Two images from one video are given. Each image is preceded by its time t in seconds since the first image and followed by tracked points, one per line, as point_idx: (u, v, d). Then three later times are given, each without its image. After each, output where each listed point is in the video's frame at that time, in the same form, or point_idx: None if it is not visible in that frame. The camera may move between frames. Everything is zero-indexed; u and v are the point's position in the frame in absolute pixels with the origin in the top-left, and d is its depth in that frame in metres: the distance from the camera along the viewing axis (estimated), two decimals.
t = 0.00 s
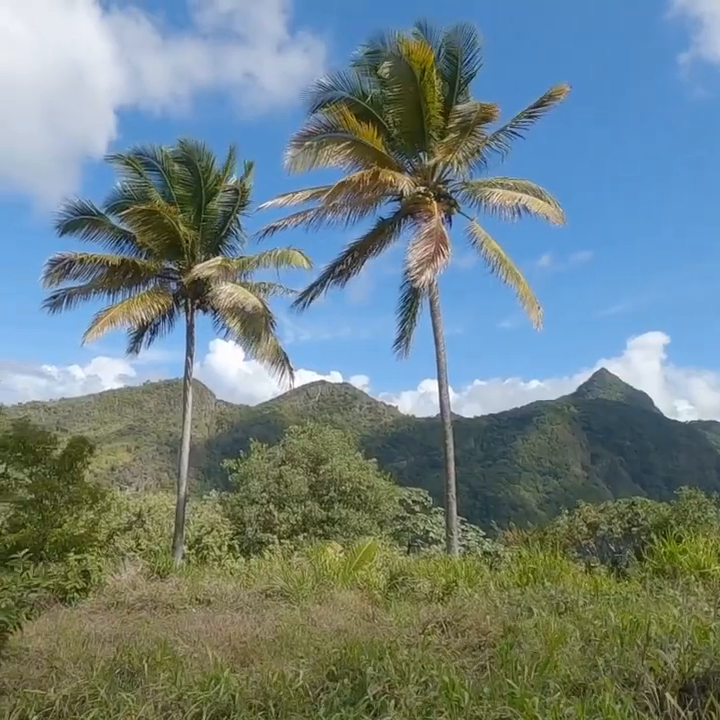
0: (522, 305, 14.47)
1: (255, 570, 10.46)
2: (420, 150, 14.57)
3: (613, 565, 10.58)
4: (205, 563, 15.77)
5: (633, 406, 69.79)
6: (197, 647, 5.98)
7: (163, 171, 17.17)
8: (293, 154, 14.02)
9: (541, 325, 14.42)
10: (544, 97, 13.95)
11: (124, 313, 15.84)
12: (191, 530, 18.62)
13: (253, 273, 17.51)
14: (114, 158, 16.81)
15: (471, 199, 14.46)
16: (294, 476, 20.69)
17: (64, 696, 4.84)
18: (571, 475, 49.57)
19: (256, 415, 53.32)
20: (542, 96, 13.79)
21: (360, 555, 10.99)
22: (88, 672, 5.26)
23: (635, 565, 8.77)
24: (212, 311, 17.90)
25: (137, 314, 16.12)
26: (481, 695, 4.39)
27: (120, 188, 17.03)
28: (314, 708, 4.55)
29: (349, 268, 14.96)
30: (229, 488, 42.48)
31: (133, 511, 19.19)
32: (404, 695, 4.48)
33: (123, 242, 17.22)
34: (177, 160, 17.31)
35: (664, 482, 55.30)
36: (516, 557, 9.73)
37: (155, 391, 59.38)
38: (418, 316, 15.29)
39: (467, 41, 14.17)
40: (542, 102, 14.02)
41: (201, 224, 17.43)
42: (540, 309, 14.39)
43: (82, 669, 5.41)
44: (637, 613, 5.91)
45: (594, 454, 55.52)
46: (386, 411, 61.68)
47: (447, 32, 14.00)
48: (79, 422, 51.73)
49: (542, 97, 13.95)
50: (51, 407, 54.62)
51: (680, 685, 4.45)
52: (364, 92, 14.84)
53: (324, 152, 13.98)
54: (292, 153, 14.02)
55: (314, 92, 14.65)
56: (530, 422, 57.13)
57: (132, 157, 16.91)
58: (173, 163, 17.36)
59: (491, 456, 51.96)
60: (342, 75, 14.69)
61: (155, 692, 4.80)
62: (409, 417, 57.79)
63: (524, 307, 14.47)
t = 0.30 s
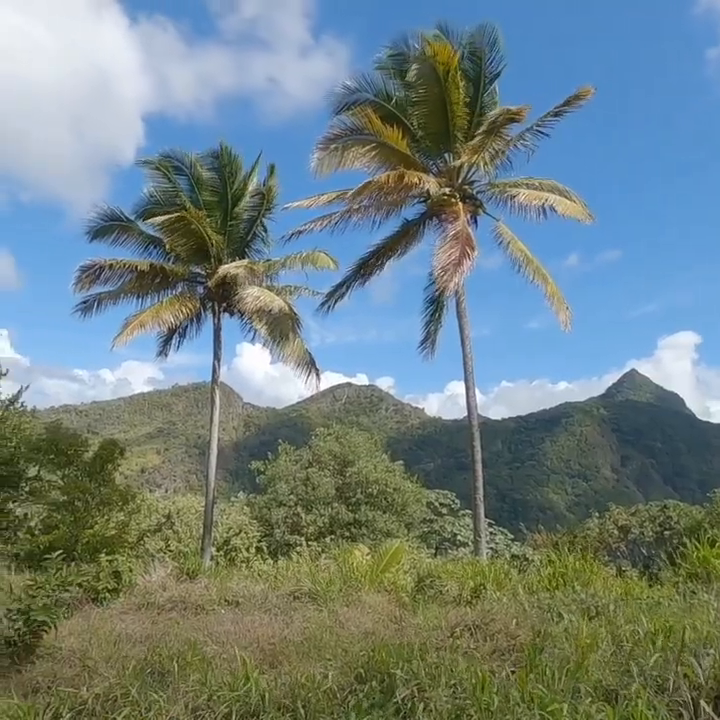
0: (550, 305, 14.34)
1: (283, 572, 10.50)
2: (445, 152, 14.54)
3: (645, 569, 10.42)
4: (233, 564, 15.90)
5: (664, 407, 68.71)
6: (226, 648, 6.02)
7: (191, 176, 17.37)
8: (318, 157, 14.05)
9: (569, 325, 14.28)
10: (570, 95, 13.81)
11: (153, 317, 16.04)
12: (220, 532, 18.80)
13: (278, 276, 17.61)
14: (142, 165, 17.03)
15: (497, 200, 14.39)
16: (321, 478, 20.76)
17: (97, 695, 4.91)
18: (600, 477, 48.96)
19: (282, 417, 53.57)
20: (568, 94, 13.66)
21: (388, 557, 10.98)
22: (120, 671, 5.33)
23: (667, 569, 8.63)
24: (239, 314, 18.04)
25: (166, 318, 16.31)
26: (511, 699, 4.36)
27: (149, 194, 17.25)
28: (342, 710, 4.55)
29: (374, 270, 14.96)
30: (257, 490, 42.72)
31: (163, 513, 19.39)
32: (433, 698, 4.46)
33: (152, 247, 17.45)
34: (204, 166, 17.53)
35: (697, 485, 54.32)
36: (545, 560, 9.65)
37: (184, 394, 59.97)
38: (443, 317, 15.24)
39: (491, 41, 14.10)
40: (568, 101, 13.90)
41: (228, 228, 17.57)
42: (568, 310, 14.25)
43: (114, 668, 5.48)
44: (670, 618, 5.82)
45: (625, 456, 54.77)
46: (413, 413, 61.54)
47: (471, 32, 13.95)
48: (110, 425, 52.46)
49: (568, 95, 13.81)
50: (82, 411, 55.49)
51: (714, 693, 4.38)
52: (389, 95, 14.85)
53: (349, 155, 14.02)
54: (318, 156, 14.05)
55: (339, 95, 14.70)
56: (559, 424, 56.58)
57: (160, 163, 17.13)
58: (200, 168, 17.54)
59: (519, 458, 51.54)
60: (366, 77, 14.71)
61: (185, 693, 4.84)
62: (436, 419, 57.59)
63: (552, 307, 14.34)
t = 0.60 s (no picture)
0: (566, 308, 14.25)
1: (299, 575, 10.52)
2: (459, 154, 14.51)
3: (664, 574, 10.31)
4: (249, 567, 15.95)
5: (683, 410, 68.02)
6: (243, 650, 6.04)
7: (207, 180, 17.46)
8: (333, 158, 14.07)
9: (585, 328, 14.18)
10: (584, 94, 13.74)
11: (170, 321, 16.14)
12: (236, 534, 18.89)
13: (294, 279, 17.66)
14: (160, 169, 17.18)
15: (512, 202, 14.35)
16: (336, 481, 20.78)
17: (115, 695, 4.94)
18: (618, 481, 48.54)
19: (298, 420, 53.66)
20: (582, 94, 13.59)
21: (404, 560, 10.96)
22: (138, 673, 5.36)
23: (687, 574, 8.53)
24: (254, 317, 18.11)
25: (182, 321, 16.42)
26: (529, 705, 4.32)
27: (166, 198, 17.38)
28: (359, 714, 4.55)
29: (389, 271, 14.94)
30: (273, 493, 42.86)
31: (180, 515, 19.49)
32: (450, 702, 4.44)
33: (169, 251, 17.58)
34: (221, 171, 17.61)
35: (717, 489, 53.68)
36: (563, 564, 9.59)
37: (200, 397, 60.27)
38: (459, 319, 15.20)
39: (504, 43, 14.07)
40: (584, 101, 13.82)
41: (244, 232, 17.65)
42: (585, 313, 14.16)
43: (132, 669, 5.52)
44: (691, 624, 5.75)
45: (643, 459, 54.27)
46: (428, 416, 61.42)
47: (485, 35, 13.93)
48: (127, 428, 52.83)
49: (583, 95, 13.74)
50: (100, 414, 55.95)
51: None
52: (403, 98, 14.85)
53: (365, 157, 14.05)
54: (333, 158, 14.08)
55: (354, 99, 14.73)
56: (576, 427, 56.20)
57: (177, 167, 17.24)
58: (217, 173, 17.63)
59: (536, 461, 51.27)
60: (381, 81, 14.74)
61: (202, 694, 4.86)
62: (452, 422, 57.42)
63: (568, 310, 14.25)
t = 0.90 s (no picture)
0: (568, 312, 14.25)
1: (301, 578, 10.52)
2: (461, 157, 14.52)
3: (666, 577, 10.30)
4: (250, 569, 15.93)
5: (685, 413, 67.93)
6: (244, 653, 6.04)
7: (210, 183, 17.48)
8: (335, 161, 14.11)
9: (587, 331, 14.17)
10: (586, 97, 13.74)
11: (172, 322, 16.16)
12: (237, 537, 18.89)
13: (296, 281, 17.67)
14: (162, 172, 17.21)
15: (514, 205, 14.35)
16: (338, 484, 20.76)
17: (115, 698, 4.93)
18: (620, 484, 48.46)
19: (300, 423, 53.66)
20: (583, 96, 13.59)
21: (405, 563, 10.95)
22: (139, 675, 5.36)
23: (690, 578, 8.49)
24: (256, 319, 18.12)
25: (184, 323, 16.43)
26: (531, 710, 4.30)
27: (168, 200, 17.41)
28: (359, 717, 4.55)
29: (391, 274, 14.94)
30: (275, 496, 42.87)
31: (181, 517, 19.48)
32: (452, 707, 4.42)
33: (171, 253, 17.60)
34: (223, 174, 17.61)
35: None
36: (565, 567, 9.57)
37: (202, 399, 60.33)
38: (461, 322, 15.19)
39: (506, 46, 14.09)
40: (585, 104, 13.83)
41: (245, 234, 17.67)
42: (587, 316, 14.14)
43: (133, 671, 5.52)
44: (694, 628, 5.73)
45: (645, 463, 54.19)
46: (430, 419, 61.41)
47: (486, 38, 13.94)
48: (129, 430, 52.87)
49: (585, 97, 13.74)
50: (102, 416, 56.02)
51: None
52: (405, 101, 14.88)
53: (366, 160, 14.06)
54: (335, 161, 14.11)
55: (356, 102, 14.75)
56: (578, 430, 56.14)
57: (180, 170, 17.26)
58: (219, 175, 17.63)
59: (538, 465, 51.21)
60: (383, 84, 14.76)
61: (204, 697, 4.86)
62: (453, 425, 57.38)
63: (570, 313, 14.24)
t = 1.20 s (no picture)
0: (559, 314, 14.30)
1: (291, 579, 10.51)
2: (453, 159, 14.55)
3: (655, 578, 10.34)
4: (240, 571, 15.89)
5: (674, 416, 68.33)
6: (233, 655, 6.02)
7: (201, 183, 17.43)
8: (328, 164, 14.13)
9: (578, 334, 14.23)
10: (577, 100, 13.81)
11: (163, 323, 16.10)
12: (228, 539, 18.83)
13: (287, 283, 17.65)
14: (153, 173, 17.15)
15: (505, 207, 14.40)
16: (329, 485, 20.72)
17: (103, 701, 4.90)
18: (610, 486, 48.65)
19: (291, 424, 53.59)
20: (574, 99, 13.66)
21: (396, 565, 10.95)
22: (128, 678, 5.34)
23: (679, 579, 8.53)
24: (247, 321, 18.08)
25: (175, 323, 16.38)
26: (519, 712, 4.31)
27: (159, 201, 17.34)
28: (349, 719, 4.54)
29: (383, 276, 14.95)
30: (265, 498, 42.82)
31: (171, 519, 19.42)
32: (441, 708, 4.42)
33: (161, 254, 17.54)
34: (214, 175, 17.57)
35: (709, 494, 53.92)
36: (555, 569, 9.61)
37: (193, 400, 60.18)
38: (453, 324, 15.21)
39: (498, 49, 14.15)
40: (576, 107, 13.89)
41: (237, 235, 17.65)
42: (577, 319, 14.20)
43: (122, 674, 5.49)
44: (683, 629, 5.76)
45: (635, 465, 54.43)
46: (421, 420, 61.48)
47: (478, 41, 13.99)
48: (119, 431, 52.66)
49: (575, 100, 13.81)
50: (92, 417, 55.77)
51: None
52: (397, 104, 14.90)
53: (358, 163, 14.08)
54: (327, 163, 14.13)
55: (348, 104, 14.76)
56: (568, 432, 56.33)
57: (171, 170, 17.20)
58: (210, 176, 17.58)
59: (528, 467, 51.34)
60: (375, 87, 14.77)
61: (193, 699, 4.84)
62: (444, 426, 57.48)
63: (561, 316, 14.30)
